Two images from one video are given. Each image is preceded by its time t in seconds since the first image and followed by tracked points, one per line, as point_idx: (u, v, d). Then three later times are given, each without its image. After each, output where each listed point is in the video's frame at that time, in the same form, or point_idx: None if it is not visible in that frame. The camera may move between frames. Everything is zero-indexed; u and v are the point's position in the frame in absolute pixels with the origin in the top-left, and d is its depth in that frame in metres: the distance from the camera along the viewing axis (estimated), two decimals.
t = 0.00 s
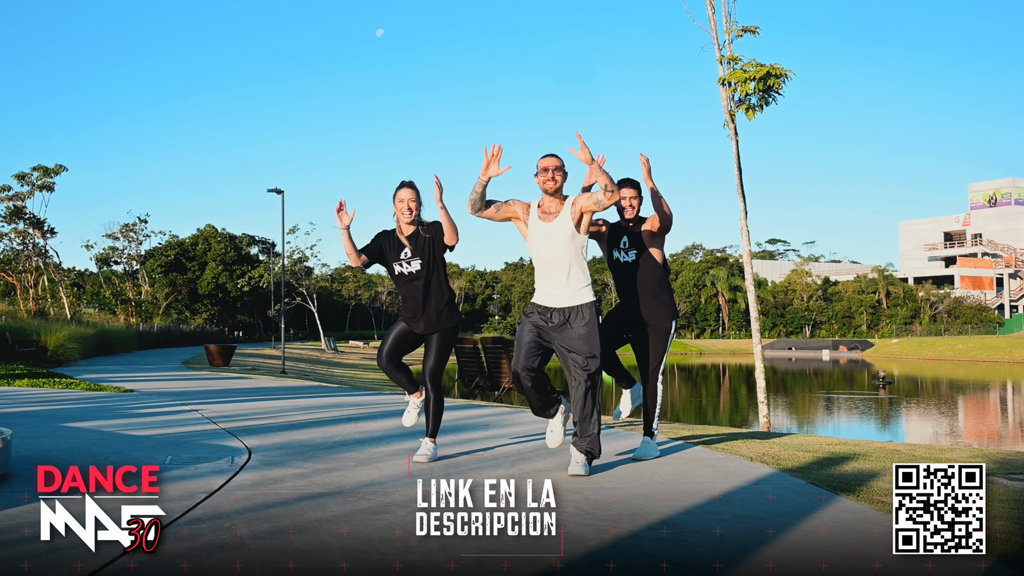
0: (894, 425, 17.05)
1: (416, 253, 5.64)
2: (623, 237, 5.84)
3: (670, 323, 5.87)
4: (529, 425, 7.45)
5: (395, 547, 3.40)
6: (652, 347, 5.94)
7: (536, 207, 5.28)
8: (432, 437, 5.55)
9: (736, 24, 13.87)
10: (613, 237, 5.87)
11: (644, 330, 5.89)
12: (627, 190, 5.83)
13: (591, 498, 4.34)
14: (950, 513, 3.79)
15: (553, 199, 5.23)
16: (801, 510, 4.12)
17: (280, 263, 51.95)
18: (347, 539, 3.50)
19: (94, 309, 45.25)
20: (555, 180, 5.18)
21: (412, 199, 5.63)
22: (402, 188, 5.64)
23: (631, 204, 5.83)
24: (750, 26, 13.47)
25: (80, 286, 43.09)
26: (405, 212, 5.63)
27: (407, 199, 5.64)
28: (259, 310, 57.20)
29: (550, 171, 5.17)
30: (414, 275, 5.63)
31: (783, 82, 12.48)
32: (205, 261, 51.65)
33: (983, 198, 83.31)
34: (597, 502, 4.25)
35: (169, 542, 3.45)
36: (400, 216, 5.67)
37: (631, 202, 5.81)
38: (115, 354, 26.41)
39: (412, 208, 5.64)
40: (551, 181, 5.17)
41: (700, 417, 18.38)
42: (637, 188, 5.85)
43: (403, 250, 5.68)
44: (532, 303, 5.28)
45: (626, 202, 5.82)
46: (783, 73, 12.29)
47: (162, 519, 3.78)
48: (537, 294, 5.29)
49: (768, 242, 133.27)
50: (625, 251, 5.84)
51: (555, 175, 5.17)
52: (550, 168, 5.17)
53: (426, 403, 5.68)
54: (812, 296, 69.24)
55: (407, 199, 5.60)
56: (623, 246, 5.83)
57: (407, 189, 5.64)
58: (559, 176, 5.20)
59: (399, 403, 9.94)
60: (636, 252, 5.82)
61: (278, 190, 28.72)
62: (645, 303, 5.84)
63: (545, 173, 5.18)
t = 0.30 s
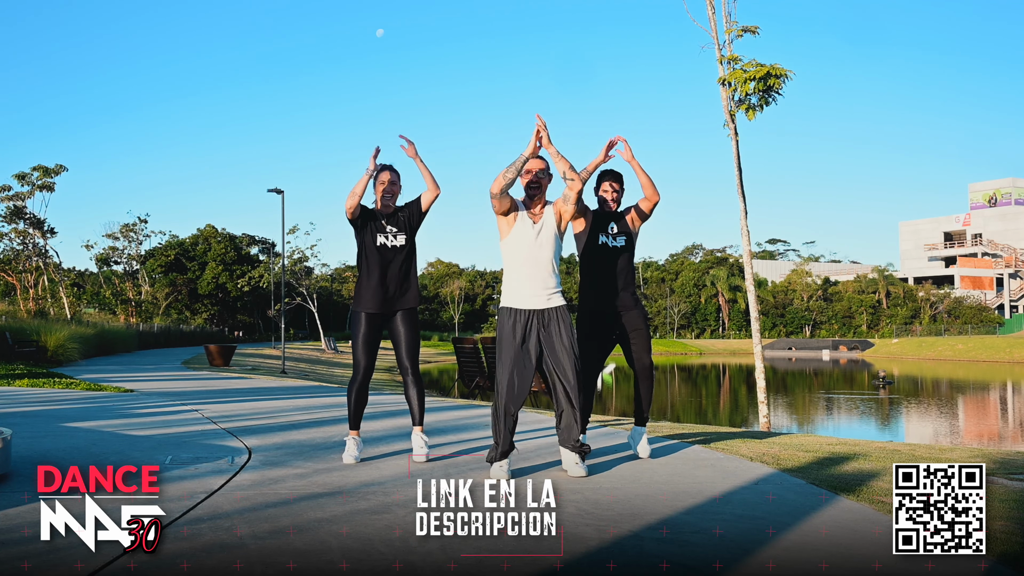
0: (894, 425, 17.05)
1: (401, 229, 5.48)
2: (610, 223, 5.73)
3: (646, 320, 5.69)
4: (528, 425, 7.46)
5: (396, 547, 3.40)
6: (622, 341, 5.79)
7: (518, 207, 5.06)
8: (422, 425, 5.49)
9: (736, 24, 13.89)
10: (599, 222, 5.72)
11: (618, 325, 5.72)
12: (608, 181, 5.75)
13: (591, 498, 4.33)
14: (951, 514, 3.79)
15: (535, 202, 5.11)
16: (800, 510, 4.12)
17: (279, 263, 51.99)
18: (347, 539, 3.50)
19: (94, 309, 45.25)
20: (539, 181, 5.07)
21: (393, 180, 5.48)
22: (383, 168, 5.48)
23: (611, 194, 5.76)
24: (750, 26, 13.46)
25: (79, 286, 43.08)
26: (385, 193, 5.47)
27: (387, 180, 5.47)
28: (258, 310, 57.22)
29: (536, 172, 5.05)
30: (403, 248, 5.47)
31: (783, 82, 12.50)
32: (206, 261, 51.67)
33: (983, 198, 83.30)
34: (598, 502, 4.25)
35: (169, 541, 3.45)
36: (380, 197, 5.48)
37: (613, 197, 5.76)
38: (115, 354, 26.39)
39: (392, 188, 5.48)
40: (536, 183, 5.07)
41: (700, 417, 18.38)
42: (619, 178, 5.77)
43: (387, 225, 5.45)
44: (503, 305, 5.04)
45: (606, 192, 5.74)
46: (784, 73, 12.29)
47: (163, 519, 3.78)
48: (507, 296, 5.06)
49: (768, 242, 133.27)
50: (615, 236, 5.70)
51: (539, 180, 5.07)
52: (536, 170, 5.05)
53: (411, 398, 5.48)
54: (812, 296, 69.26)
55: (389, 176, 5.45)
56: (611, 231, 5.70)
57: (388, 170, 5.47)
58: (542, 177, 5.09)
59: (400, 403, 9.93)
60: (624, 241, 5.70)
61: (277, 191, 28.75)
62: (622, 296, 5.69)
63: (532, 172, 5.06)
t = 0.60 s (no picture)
0: (894, 425, 17.05)
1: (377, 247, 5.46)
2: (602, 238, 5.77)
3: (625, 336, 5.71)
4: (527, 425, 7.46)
5: (395, 547, 3.41)
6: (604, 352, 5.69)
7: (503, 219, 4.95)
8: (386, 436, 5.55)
9: (736, 24, 13.89)
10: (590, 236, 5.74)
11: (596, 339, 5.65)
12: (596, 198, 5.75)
13: (591, 499, 4.34)
14: (951, 514, 3.79)
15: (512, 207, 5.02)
16: (801, 510, 4.11)
17: (280, 263, 52.02)
18: (347, 539, 3.50)
19: (94, 309, 45.26)
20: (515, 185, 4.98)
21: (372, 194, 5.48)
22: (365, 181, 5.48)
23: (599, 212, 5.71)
24: (750, 26, 13.49)
25: (80, 287, 43.09)
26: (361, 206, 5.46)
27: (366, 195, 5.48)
28: (259, 310, 57.24)
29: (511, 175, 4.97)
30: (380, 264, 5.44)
31: (783, 82, 12.51)
32: (206, 261, 51.65)
33: (983, 198, 83.30)
34: (598, 502, 4.25)
35: (169, 541, 3.45)
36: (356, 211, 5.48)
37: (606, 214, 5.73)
38: (115, 353, 26.40)
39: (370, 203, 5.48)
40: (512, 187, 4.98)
41: (700, 417, 18.40)
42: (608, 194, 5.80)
43: (365, 241, 5.38)
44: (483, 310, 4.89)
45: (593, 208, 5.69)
46: (783, 73, 12.30)
47: (162, 519, 3.78)
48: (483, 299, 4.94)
49: (768, 242, 133.19)
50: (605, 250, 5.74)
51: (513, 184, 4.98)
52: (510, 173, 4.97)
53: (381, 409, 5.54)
54: (812, 296, 69.30)
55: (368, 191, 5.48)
56: (600, 245, 5.73)
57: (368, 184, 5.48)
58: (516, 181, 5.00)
59: (400, 403, 9.94)
60: (611, 256, 5.75)
61: (278, 191, 28.83)
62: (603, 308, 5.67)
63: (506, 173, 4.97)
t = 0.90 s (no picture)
0: (894, 425, 17.06)
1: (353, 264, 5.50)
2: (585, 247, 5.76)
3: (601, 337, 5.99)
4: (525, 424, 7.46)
5: (395, 547, 3.41)
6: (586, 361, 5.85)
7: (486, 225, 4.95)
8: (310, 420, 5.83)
9: (736, 24, 13.90)
10: (574, 243, 5.68)
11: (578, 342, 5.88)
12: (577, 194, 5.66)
13: (591, 499, 4.34)
14: (951, 514, 3.79)
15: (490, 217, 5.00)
16: (800, 510, 4.12)
17: (280, 263, 52.02)
18: (347, 539, 3.50)
19: (95, 309, 45.25)
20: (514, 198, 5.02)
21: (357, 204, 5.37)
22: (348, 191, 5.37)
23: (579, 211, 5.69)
24: (750, 26, 13.49)
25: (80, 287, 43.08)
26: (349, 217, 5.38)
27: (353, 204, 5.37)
28: (259, 310, 57.25)
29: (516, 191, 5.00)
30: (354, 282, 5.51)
31: (783, 82, 12.51)
32: (206, 261, 51.64)
33: (983, 198, 83.23)
34: (598, 502, 4.25)
35: (169, 542, 3.45)
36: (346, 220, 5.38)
37: (586, 210, 5.69)
38: (115, 353, 26.39)
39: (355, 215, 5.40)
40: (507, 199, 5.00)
41: (700, 417, 18.41)
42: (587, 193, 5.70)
43: (347, 261, 5.40)
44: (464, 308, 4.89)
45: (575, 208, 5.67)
46: (783, 73, 12.30)
47: (163, 519, 3.78)
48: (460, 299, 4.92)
49: (768, 242, 133.13)
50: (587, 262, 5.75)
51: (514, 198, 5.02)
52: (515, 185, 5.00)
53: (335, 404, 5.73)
54: (812, 296, 69.31)
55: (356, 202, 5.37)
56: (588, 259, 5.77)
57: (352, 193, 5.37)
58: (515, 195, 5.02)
59: (400, 403, 9.94)
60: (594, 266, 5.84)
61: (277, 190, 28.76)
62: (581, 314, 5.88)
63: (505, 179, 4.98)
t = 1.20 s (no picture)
0: (894, 425, 17.05)
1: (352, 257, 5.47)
2: (574, 238, 5.75)
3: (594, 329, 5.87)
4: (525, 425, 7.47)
5: (396, 546, 3.41)
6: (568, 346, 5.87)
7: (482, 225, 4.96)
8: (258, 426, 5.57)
9: (736, 24, 13.91)
10: (563, 235, 5.70)
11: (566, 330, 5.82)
12: (567, 185, 5.75)
13: (591, 498, 4.35)
14: (951, 514, 3.79)
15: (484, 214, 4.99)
16: (801, 510, 4.11)
17: (279, 263, 52.00)
18: (347, 539, 3.51)
19: (94, 309, 45.25)
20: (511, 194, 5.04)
21: (353, 201, 5.38)
22: (344, 189, 5.39)
23: (569, 201, 5.76)
24: (750, 26, 13.50)
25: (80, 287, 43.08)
26: (345, 213, 5.37)
27: (348, 200, 5.38)
28: (259, 309, 57.29)
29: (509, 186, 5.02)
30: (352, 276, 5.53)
31: (783, 82, 12.52)
32: (206, 261, 51.66)
33: (983, 198, 83.24)
34: (598, 502, 4.25)
35: (169, 541, 3.45)
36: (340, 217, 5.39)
37: (576, 202, 5.76)
38: (115, 353, 26.40)
39: (354, 209, 5.39)
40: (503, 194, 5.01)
41: (701, 417, 18.42)
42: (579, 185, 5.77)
43: (346, 254, 5.41)
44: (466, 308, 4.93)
45: (565, 198, 5.75)
46: (784, 73, 12.30)
47: (163, 519, 3.78)
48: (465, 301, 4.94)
49: (768, 242, 133.16)
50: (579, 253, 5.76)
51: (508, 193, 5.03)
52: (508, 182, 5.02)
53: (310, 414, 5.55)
54: (812, 296, 69.37)
55: (354, 200, 5.38)
56: (575, 247, 5.74)
57: (348, 192, 5.39)
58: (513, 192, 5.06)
59: (401, 402, 9.95)
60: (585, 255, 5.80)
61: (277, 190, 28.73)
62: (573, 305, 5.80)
63: (497, 175, 5.02)
